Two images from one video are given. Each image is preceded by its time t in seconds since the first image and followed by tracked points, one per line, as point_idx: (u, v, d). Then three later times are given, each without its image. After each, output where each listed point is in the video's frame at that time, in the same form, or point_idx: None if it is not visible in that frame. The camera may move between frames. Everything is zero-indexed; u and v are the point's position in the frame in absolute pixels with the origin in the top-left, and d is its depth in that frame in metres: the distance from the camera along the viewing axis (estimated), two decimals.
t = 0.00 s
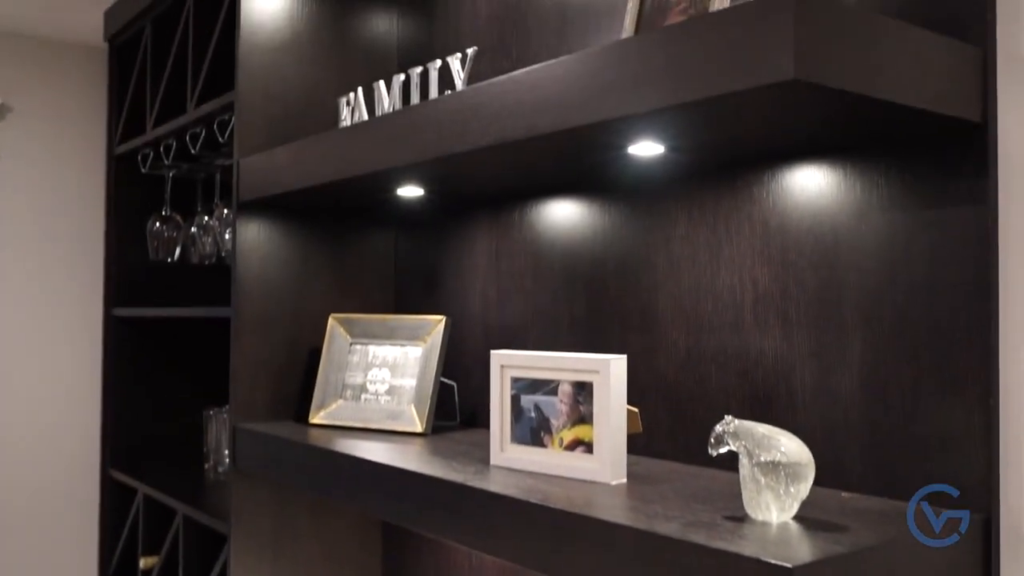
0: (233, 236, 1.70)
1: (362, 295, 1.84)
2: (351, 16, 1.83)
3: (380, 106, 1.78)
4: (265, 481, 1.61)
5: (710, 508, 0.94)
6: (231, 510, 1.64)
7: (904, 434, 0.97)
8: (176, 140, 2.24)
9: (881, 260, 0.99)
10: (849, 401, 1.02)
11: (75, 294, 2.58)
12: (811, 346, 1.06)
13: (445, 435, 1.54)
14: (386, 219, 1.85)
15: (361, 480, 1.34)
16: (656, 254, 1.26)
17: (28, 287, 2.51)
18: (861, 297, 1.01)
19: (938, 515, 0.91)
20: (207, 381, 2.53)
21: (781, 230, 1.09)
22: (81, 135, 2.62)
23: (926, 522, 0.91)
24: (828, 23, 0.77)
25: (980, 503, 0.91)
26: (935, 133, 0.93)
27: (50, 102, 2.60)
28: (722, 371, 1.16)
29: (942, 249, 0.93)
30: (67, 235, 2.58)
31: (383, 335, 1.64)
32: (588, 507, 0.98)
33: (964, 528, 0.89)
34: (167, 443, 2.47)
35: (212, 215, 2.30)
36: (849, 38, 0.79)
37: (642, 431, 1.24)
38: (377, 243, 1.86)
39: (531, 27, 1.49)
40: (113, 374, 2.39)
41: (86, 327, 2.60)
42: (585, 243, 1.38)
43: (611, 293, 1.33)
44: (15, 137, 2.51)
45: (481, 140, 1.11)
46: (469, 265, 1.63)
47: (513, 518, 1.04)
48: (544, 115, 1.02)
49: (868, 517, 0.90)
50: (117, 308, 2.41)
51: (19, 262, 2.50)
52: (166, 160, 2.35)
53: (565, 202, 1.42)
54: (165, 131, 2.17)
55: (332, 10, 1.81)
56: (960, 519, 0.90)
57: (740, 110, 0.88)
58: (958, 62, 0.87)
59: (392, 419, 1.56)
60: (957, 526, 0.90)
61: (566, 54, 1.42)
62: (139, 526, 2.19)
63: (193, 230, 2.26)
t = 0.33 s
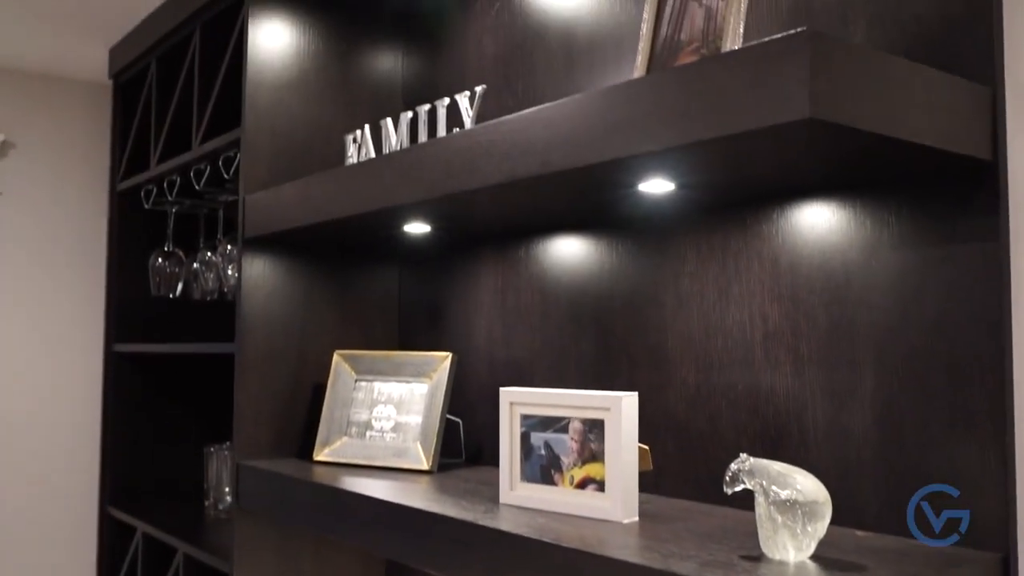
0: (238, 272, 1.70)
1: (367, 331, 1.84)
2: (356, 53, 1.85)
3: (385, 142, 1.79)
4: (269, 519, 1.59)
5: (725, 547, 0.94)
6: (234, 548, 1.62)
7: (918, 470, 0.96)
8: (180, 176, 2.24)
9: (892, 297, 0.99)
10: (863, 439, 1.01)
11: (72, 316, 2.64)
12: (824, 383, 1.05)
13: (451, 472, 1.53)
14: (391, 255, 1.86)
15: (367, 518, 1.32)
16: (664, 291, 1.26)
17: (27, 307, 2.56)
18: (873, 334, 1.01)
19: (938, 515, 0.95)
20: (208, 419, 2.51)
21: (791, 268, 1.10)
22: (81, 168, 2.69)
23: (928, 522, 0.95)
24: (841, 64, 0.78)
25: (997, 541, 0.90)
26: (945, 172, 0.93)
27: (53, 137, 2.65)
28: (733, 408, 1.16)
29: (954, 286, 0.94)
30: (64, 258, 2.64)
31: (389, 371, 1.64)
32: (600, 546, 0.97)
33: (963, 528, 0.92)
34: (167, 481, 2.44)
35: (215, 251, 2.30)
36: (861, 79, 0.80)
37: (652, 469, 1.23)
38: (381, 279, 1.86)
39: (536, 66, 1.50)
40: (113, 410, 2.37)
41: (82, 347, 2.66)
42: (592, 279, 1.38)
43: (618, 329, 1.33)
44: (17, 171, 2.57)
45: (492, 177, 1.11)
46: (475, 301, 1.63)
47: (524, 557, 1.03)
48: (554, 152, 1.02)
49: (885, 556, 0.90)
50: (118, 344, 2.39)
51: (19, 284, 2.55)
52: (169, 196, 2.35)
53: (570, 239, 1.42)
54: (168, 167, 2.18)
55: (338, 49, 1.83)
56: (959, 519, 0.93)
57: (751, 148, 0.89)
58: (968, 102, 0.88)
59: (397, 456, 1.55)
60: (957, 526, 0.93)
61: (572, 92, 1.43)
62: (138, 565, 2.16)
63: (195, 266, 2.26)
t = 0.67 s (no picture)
0: (246, 305, 1.70)
1: (374, 364, 1.83)
2: (364, 87, 1.86)
3: (394, 176, 1.80)
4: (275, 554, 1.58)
5: None
6: None
7: (935, 506, 0.96)
8: (188, 209, 2.25)
9: (908, 330, 0.99)
10: (879, 473, 1.01)
11: (70, 350, 2.63)
12: (839, 418, 1.05)
13: (461, 507, 1.52)
14: (398, 288, 1.86)
15: (375, 553, 1.31)
16: (676, 324, 1.26)
17: (26, 341, 2.55)
18: (888, 369, 1.01)
19: (938, 515, 0.95)
20: (212, 453, 2.48)
21: (804, 302, 1.10)
22: (85, 202, 2.70)
23: (928, 522, 0.96)
24: (859, 100, 0.79)
25: None
26: (959, 205, 0.94)
27: (58, 172, 2.66)
28: (746, 442, 1.15)
29: (970, 319, 0.94)
30: (64, 291, 2.63)
31: (397, 405, 1.62)
32: None
33: (963, 527, 0.93)
34: (170, 516, 2.42)
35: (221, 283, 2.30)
36: (878, 114, 0.80)
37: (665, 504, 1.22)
38: (389, 312, 1.85)
39: (545, 100, 1.51)
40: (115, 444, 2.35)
41: (82, 380, 2.65)
42: (602, 313, 1.38)
43: (629, 363, 1.33)
44: (21, 205, 2.58)
45: (505, 211, 1.12)
46: (483, 334, 1.63)
47: None
48: (570, 187, 1.03)
49: None
50: (121, 377, 2.38)
51: (17, 318, 2.54)
52: (176, 229, 2.36)
53: (580, 272, 1.42)
54: (176, 201, 2.19)
55: (347, 84, 1.84)
56: (959, 519, 0.93)
57: (767, 183, 0.90)
58: (983, 136, 0.89)
59: (407, 490, 1.54)
60: (957, 526, 0.94)
61: (582, 126, 1.44)
62: None
63: (201, 299, 2.26)
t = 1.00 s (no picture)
0: (253, 338, 1.70)
1: (382, 397, 1.83)
2: (371, 119, 1.87)
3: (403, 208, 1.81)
4: None
5: None
6: None
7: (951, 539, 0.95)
8: (194, 242, 2.26)
9: (921, 362, 0.99)
10: (895, 506, 1.00)
11: (73, 383, 2.62)
12: (854, 451, 1.04)
13: (469, 540, 1.50)
14: (406, 320, 1.85)
15: None
16: (687, 356, 1.26)
17: (28, 374, 2.54)
18: (903, 401, 1.00)
19: (938, 515, 0.96)
20: (214, 483, 2.45)
21: (817, 334, 1.09)
22: (90, 235, 2.71)
23: (928, 522, 0.97)
24: (874, 134, 0.79)
25: None
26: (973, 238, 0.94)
27: (64, 205, 2.67)
28: (759, 475, 1.14)
29: (983, 350, 0.94)
30: (68, 324, 2.63)
31: (405, 438, 1.61)
32: None
33: (963, 527, 0.94)
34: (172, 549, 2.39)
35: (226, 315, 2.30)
36: (893, 148, 0.81)
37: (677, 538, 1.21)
38: (396, 344, 1.85)
39: (554, 133, 1.52)
40: (117, 477, 2.34)
41: (85, 413, 2.64)
42: (611, 345, 1.38)
43: (639, 395, 1.32)
44: (27, 237, 2.59)
45: (517, 244, 1.12)
46: (492, 366, 1.62)
47: None
48: (582, 219, 1.03)
49: None
50: (125, 409, 2.38)
51: (22, 348, 2.54)
52: (182, 261, 2.36)
53: (589, 305, 1.42)
54: (182, 233, 2.19)
55: (355, 117, 1.86)
56: (959, 519, 0.94)
57: (781, 217, 0.90)
58: (996, 170, 0.89)
59: (415, 524, 1.53)
60: (956, 526, 0.94)
61: (590, 159, 1.45)
62: None
63: (206, 330, 2.26)
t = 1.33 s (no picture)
0: (259, 362, 1.69)
1: (388, 422, 1.82)
2: (377, 143, 1.88)
3: (410, 233, 1.82)
4: None
5: None
6: None
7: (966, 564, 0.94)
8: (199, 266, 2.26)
9: (933, 387, 0.99)
10: (910, 532, 0.99)
11: (75, 409, 2.61)
12: (867, 476, 1.04)
13: (476, 567, 1.49)
14: (413, 345, 1.85)
15: None
16: (696, 381, 1.25)
17: (31, 400, 2.53)
18: (916, 426, 1.00)
19: (938, 515, 0.97)
20: (219, 509, 2.46)
21: (828, 359, 1.09)
22: (94, 259, 2.72)
23: (927, 521, 0.98)
24: (887, 159, 0.80)
25: None
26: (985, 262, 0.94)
27: (68, 230, 2.68)
28: (770, 502, 1.14)
29: (994, 373, 0.94)
30: (71, 350, 2.62)
31: (412, 463, 1.60)
32: None
33: (963, 527, 0.94)
34: None
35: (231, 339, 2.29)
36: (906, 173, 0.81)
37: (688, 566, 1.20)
38: (402, 368, 1.84)
39: (561, 158, 1.53)
40: (120, 502, 2.32)
41: (87, 440, 2.63)
42: (620, 370, 1.38)
43: (648, 421, 1.32)
44: (31, 261, 2.59)
45: (527, 269, 1.12)
46: (499, 391, 1.62)
47: None
48: (593, 244, 1.03)
49: None
50: (129, 434, 2.37)
51: (26, 371, 2.53)
52: (187, 285, 2.36)
53: (597, 330, 1.42)
54: (188, 257, 2.19)
55: (362, 142, 1.87)
56: (959, 518, 0.95)
57: (793, 242, 0.90)
58: (1009, 195, 0.89)
59: (422, 550, 1.51)
60: (957, 526, 0.95)
61: (599, 184, 1.45)
62: None
63: (211, 354, 2.25)
